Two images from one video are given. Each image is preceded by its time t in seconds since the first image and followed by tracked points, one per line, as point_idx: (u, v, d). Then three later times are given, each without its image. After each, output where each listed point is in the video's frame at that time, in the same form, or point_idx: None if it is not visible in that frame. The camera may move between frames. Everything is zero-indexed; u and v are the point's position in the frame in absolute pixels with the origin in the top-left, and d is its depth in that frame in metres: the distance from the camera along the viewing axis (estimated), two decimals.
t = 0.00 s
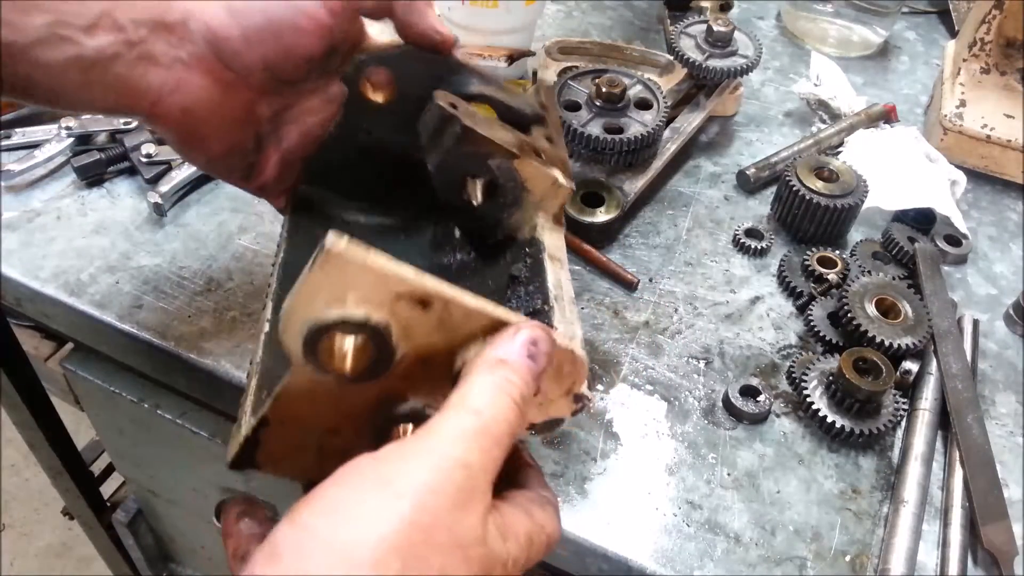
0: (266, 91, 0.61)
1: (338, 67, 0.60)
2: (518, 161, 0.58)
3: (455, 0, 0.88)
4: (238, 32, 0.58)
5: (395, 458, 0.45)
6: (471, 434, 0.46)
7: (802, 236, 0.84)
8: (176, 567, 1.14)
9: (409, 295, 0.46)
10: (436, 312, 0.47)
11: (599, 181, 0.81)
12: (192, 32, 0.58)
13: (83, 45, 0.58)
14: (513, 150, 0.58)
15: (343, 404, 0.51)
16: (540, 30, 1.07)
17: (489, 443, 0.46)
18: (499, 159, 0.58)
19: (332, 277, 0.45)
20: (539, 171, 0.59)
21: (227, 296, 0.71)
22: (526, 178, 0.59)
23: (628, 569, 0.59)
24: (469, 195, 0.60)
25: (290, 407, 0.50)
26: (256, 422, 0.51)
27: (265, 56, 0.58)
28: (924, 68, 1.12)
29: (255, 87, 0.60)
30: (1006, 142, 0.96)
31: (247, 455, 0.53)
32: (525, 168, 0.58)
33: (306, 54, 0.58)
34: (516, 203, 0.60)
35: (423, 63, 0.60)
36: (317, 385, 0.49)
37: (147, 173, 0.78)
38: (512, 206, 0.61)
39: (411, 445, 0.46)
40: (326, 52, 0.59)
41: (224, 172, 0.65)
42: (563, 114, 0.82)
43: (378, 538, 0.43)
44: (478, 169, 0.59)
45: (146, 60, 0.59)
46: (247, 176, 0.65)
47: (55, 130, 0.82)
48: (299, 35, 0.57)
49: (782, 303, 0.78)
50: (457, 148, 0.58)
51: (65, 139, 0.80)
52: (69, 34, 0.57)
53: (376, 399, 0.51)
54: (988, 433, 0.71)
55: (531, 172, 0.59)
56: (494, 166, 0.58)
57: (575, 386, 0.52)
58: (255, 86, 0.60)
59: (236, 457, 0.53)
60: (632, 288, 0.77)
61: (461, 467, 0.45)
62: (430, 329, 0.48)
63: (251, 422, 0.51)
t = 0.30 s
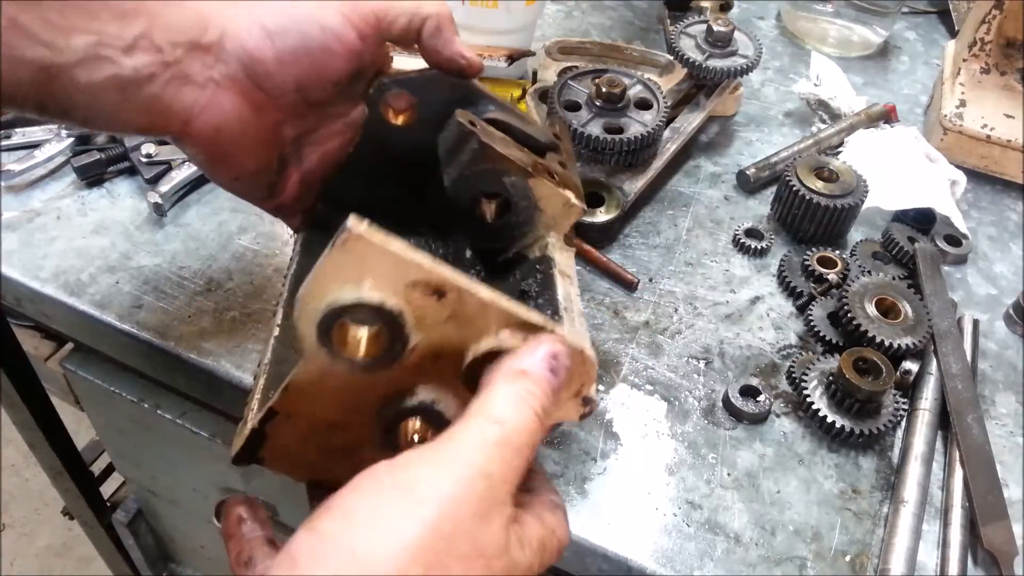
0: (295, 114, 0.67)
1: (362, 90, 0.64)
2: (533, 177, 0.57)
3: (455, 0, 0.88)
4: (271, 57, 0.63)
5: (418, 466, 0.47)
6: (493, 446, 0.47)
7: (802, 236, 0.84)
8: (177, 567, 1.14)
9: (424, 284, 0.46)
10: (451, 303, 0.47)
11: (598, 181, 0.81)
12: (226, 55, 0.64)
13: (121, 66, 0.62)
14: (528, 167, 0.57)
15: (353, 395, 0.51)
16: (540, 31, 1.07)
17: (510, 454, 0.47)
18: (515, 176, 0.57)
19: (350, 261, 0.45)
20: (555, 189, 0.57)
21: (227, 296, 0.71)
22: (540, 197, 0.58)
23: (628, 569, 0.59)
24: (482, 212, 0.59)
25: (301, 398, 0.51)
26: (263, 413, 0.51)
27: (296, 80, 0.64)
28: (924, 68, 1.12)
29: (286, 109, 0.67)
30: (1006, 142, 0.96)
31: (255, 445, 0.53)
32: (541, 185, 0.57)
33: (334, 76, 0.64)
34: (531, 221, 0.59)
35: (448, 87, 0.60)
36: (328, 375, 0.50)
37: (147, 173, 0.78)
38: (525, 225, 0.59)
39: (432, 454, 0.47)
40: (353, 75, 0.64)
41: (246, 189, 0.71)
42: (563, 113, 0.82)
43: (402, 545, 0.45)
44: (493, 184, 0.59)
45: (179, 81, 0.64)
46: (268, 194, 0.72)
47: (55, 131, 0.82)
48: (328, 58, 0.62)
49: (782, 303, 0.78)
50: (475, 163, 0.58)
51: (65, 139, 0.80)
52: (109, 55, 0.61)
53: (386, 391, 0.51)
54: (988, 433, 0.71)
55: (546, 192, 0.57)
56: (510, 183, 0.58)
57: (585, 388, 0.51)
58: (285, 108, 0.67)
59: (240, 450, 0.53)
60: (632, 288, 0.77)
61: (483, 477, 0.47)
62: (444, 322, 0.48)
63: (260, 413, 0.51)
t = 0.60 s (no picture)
0: (297, 127, 0.73)
1: (364, 105, 0.71)
2: (536, 181, 0.58)
3: None
4: (281, 68, 0.67)
5: (441, 467, 0.47)
6: (514, 449, 0.47)
7: (802, 236, 0.84)
8: (177, 567, 1.14)
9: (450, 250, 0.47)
10: (475, 271, 0.48)
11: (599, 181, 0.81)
12: (236, 65, 0.67)
13: (132, 74, 0.62)
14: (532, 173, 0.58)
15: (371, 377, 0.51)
16: (540, 30, 1.07)
17: (531, 457, 0.48)
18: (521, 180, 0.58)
19: (379, 226, 0.46)
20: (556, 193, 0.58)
21: (227, 296, 0.71)
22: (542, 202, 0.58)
23: (628, 569, 0.59)
24: (484, 217, 0.59)
25: (322, 376, 0.51)
26: (283, 391, 0.52)
27: (303, 90, 0.69)
28: (924, 68, 1.12)
29: (291, 120, 0.72)
30: (1006, 142, 0.96)
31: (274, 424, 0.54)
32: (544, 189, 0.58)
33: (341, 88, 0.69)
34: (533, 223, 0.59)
35: (445, 103, 0.60)
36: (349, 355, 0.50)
37: (147, 173, 0.78)
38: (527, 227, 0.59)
39: (454, 456, 0.47)
40: (358, 88, 0.69)
41: (244, 200, 0.74)
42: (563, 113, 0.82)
43: (424, 547, 0.45)
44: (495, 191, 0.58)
45: (188, 89, 0.66)
46: (268, 207, 0.75)
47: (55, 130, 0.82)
48: (336, 70, 0.67)
49: (782, 303, 0.78)
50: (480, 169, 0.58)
51: (65, 139, 0.80)
52: (121, 62, 0.61)
53: (405, 371, 0.51)
54: (988, 433, 0.71)
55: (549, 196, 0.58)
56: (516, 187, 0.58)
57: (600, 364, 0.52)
58: (289, 121, 0.72)
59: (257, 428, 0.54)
60: (632, 288, 0.77)
61: (505, 480, 0.47)
62: (468, 292, 0.48)
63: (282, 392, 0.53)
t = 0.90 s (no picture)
0: (296, 122, 0.72)
1: (364, 102, 0.70)
2: (539, 190, 0.58)
3: None
4: (279, 63, 0.67)
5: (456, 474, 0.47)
6: (529, 459, 0.47)
7: (802, 236, 0.84)
8: (177, 567, 1.14)
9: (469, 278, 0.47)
10: (493, 296, 0.48)
11: (599, 180, 0.81)
12: (235, 58, 0.67)
13: (130, 68, 0.64)
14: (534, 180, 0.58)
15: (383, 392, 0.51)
16: (540, 30, 1.07)
17: (546, 467, 0.48)
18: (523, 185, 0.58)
19: (400, 253, 0.46)
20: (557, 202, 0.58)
21: (227, 296, 0.71)
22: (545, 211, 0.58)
23: (628, 569, 0.59)
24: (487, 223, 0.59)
25: (336, 391, 0.51)
26: (296, 406, 0.52)
27: (301, 87, 0.68)
28: (924, 68, 1.12)
29: (289, 115, 0.71)
30: (1006, 142, 0.96)
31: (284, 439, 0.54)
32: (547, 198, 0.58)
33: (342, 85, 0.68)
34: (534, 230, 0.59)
35: (448, 107, 0.60)
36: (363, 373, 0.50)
37: (147, 173, 0.78)
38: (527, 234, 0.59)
39: (470, 464, 0.47)
40: (357, 86, 0.68)
41: (241, 193, 0.74)
42: (562, 113, 0.82)
43: (440, 553, 0.45)
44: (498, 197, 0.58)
45: (187, 83, 0.67)
46: (266, 202, 0.75)
47: (56, 130, 0.82)
48: (336, 69, 0.66)
49: (782, 303, 0.78)
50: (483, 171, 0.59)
51: (65, 139, 0.80)
52: (119, 57, 0.63)
53: (419, 391, 0.51)
54: (988, 433, 0.71)
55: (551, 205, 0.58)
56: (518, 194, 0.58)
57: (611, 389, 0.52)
58: (288, 116, 0.71)
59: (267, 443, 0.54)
60: (633, 288, 0.77)
61: (520, 489, 0.47)
62: (485, 318, 0.48)
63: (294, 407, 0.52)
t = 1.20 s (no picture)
0: (285, 121, 0.71)
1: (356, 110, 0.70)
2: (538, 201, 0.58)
3: None
4: (273, 66, 0.67)
5: (456, 459, 0.47)
6: (527, 440, 0.48)
7: (802, 236, 0.84)
8: (177, 567, 1.14)
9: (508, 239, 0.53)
10: (528, 262, 0.53)
11: (599, 180, 0.81)
12: (229, 55, 0.67)
13: (123, 61, 0.62)
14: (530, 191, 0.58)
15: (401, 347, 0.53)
16: (540, 30, 1.07)
17: (543, 450, 0.48)
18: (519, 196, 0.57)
19: (451, 203, 0.54)
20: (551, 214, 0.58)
21: (227, 296, 0.71)
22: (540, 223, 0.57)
23: (628, 569, 0.59)
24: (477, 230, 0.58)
25: (354, 347, 0.52)
26: (307, 353, 0.51)
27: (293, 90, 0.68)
28: (924, 68, 1.12)
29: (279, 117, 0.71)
30: (1006, 142, 0.96)
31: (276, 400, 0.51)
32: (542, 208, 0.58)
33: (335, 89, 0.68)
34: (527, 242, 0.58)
35: (446, 115, 0.58)
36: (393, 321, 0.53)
37: (147, 173, 0.79)
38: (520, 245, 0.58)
39: (467, 449, 0.48)
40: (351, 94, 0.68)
41: (225, 182, 0.73)
42: (562, 113, 0.82)
43: (439, 537, 0.45)
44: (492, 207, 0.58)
45: (181, 77, 0.66)
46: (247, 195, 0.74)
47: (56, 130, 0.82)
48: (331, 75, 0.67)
49: (782, 303, 0.78)
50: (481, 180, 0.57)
51: (65, 139, 0.80)
52: (111, 50, 0.61)
53: (442, 357, 0.54)
54: (988, 433, 0.71)
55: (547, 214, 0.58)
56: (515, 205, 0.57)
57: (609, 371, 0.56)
58: (277, 116, 0.71)
59: (259, 401, 0.51)
60: (632, 288, 0.77)
61: (518, 472, 0.47)
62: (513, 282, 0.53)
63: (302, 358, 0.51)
